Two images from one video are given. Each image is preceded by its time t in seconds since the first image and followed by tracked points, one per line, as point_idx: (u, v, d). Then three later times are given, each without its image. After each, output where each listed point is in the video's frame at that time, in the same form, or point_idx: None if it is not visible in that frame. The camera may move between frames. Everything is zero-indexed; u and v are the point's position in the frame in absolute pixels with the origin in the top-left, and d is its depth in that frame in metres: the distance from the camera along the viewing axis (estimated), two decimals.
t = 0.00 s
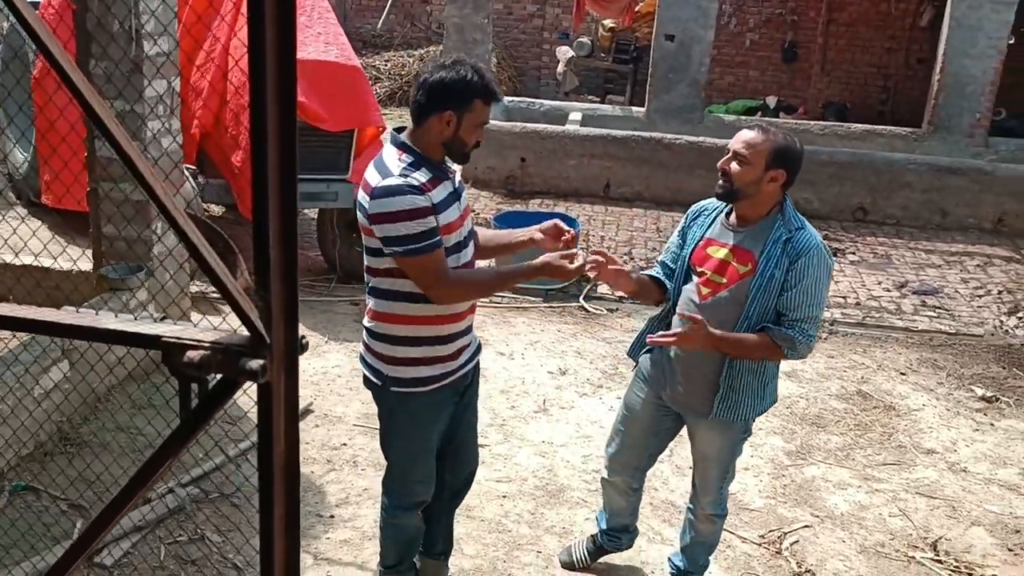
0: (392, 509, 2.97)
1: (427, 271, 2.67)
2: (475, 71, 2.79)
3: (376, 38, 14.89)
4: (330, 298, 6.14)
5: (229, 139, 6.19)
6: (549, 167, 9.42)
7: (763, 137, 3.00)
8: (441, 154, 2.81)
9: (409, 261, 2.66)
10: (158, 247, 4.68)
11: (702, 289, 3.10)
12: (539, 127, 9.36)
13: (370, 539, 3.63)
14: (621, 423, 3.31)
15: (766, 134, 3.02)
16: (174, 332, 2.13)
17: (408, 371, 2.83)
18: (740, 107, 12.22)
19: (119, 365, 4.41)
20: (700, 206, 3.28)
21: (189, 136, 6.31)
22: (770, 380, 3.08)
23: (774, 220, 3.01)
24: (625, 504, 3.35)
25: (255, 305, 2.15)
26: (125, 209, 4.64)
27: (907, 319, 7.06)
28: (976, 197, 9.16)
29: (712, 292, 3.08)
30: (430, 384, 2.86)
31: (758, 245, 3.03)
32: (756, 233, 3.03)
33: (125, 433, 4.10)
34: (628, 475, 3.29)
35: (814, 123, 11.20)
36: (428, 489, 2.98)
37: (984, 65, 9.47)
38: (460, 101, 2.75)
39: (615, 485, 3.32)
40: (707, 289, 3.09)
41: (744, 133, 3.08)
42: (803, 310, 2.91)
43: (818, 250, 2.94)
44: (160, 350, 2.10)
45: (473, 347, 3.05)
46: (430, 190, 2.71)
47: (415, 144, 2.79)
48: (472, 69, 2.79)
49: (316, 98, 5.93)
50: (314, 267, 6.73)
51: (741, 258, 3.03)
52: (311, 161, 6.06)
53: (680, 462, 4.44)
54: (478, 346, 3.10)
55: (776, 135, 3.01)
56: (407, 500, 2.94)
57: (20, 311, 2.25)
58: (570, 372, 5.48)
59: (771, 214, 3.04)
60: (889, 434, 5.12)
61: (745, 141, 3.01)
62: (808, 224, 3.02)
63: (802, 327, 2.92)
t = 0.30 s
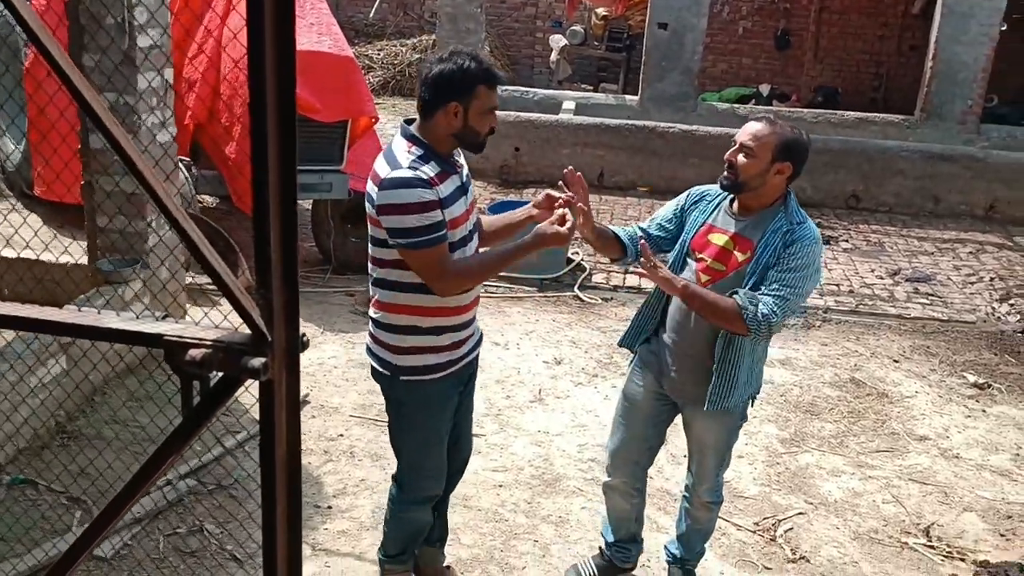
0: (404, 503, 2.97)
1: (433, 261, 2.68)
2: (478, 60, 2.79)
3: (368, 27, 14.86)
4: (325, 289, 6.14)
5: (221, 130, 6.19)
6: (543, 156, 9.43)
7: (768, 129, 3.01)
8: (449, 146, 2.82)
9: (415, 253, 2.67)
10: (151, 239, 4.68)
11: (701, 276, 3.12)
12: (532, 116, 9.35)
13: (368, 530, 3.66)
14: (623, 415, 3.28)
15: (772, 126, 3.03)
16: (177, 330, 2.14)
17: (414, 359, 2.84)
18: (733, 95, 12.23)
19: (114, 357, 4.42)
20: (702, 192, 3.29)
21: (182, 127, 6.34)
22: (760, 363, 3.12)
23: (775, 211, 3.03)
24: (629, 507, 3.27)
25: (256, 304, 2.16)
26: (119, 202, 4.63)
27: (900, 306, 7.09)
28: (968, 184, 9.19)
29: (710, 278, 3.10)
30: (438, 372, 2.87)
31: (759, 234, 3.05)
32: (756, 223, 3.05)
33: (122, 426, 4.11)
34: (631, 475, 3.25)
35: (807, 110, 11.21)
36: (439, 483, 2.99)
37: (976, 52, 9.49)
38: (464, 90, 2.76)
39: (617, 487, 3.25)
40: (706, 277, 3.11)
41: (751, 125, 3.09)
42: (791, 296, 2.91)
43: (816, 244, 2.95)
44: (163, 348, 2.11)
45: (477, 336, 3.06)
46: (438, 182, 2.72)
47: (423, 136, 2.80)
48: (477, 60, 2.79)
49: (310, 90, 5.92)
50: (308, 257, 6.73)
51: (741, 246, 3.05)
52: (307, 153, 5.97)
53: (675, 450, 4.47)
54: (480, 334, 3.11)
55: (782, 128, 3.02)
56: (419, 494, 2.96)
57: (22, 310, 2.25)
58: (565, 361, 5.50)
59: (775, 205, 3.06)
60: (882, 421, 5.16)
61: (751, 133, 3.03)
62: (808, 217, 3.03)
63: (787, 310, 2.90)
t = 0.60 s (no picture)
0: (423, 497, 2.99)
1: (434, 252, 2.69)
2: (479, 51, 2.79)
3: (367, 17, 14.83)
4: (325, 280, 6.15)
5: (222, 119, 6.19)
6: (542, 146, 9.43)
7: (754, 120, 3.02)
8: (450, 137, 2.82)
9: (415, 244, 2.68)
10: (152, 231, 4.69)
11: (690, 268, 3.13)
12: (531, 106, 9.35)
13: (371, 518, 3.68)
14: (626, 412, 3.25)
15: (759, 117, 3.04)
16: (190, 319, 2.16)
17: (423, 345, 2.84)
18: (732, 85, 12.23)
19: (117, 347, 4.43)
20: (693, 184, 3.29)
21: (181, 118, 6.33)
22: (757, 357, 3.13)
23: (763, 201, 3.04)
24: (637, 510, 3.19)
25: (270, 293, 2.18)
26: (120, 192, 4.62)
27: (899, 296, 7.12)
28: (967, 173, 9.21)
29: (698, 270, 3.11)
30: (449, 358, 2.88)
31: (746, 225, 3.06)
32: (743, 214, 3.06)
33: (125, 415, 4.12)
34: (636, 474, 3.18)
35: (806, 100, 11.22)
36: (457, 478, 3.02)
37: (975, 41, 9.50)
38: (466, 80, 2.76)
39: (624, 487, 3.19)
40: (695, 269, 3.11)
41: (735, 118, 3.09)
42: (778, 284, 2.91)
43: (803, 232, 2.96)
44: (177, 337, 2.12)
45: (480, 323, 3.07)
46: (439, 173, 2.73)
47: (425, 126, 2.80)
48: (478, 51, 2.79)
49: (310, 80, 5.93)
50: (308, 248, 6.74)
51: (728, 236, 3.07)
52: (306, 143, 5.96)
53: (676, 440, 4.49)
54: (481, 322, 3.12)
55: (769, 119, 3.03)
56: (437, 488, 2.97)
57: (32, 299, 2.26)
58: (566, 351, 5.51)
59: (762, 194, 3.06)
60: (881, 410, 5.19)
61: (737, 124, 3.04)
62: (796, 206, 3.03)
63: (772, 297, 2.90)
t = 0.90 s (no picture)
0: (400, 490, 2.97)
1: (433, 244, 2.69)
2: (462, 37, 2.79)
3: (367, 12, 14.81)
4: (327, 275, 6.16)
5: (223, 115, 6.21)
6: (543, 141, 9.43)
7: (726, 110, 2.99)
8: (440, 126, 2.82)
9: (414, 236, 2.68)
10: (155, 225, 4.67)
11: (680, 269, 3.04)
12: (532, 101, 9.35)
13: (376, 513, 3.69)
14: (617, 417, 3.19)
15: (729, 105, 3.01)
16: (203, 313, 2.16)
17: (417, 341, 2.85)
18: (732, 79, 12.23)
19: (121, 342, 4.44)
20: (667, 185, 3.24)
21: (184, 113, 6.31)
22: (751, 353, 3.09)
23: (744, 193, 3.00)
24: (634, 513, 3.19)
25: (282, 288, 2.18)
26: (123, 187, 4.62)
27: (900, 290, 7.12)
28: (968, 167, 9.20)
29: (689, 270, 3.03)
30: (437, 355, 2.88)
31: (730, 218, 3.02)
32: (727, 208, 3.01)
33: (131, 410, 4.13)
34: (631, 478, 3.16)
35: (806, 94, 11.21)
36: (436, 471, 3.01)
37: (976, 35, 9.48)
38: (449, 65, 2.76)
39: (619, 493, 3.18)
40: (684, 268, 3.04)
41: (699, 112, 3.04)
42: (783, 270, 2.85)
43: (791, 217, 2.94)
44: (190, 331, 2.12)
45: (473, 320, 3.10)
46: (433, 163, 2.73)
47: (414, 117, 2.80)
48: (461, 36, 2.79)
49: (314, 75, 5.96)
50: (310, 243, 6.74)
51: (714, 232, 3.01)
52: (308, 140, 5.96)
53: (679, 433, 4.50)
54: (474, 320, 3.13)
55: (740, 107, 3.00)
56: (414, 479, 2.96)
57: (44, 292, 2.25)
58: (568, 346, 5.52)
59: (740, 186, 3.03)
60: (883, 404, 5.19)
61: (711, 117, 2.98)
62: (775, 193, 3.02)
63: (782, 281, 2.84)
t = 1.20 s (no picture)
0: (389, 482, 2.99)
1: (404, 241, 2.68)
2: (454, 30, 2.77)
3: (367, 7, 14.80)
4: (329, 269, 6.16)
5: (223, 110, 6.22)
6: (544, 136, 9.43)
7: (696, 86, 2.92)
8: (431, 120, 2.82)
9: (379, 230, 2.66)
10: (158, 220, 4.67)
11: (663, 256, 2.91)
12: (533, 96, 9.34)
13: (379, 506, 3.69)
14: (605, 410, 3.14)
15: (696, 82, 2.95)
16: (212, 302, 2.18)
17: (401, 336, 2.85)
18: (733, 74, 12.22)
19: (124, 336, 4.44)
20: (637, 178, 3.16)
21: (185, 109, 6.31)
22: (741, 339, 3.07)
23: (718, 171, 2.96)
24: (631, 509, 3.14)
25: (291, 277, 2.19)
26: (126, 182, 4.62)
27: (902, 284, 7.12)
28: (969, 161, 9.20)
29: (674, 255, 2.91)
30: (424, 353, 2.88)
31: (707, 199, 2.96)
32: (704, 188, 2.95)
33: (134, 403, 4.14)
34: (626, 473, 3.11)
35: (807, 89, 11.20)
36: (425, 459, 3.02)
37: (977, 29, 9.48)
38: (439, 59, 2.75)
39: (615, 489, 3.12)
40: (667, 255, 2.91)
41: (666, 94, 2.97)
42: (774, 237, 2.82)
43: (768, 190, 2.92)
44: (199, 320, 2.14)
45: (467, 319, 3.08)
46: (416, 159, 2.72)
47: (407, 111, 2.80)
48: (453, 30, 2.77)
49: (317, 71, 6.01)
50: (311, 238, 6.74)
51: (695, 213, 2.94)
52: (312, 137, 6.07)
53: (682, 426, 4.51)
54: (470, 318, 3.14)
55: (709, 84, 2.94)
56: (402, 470, 2.97)
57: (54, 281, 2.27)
58: (570, 340, 5.53)
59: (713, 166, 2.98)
60: (885, 397, 5.20)
61: (682, 95, 2.91)
62: (744, 168, 3.00)
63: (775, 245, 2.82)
